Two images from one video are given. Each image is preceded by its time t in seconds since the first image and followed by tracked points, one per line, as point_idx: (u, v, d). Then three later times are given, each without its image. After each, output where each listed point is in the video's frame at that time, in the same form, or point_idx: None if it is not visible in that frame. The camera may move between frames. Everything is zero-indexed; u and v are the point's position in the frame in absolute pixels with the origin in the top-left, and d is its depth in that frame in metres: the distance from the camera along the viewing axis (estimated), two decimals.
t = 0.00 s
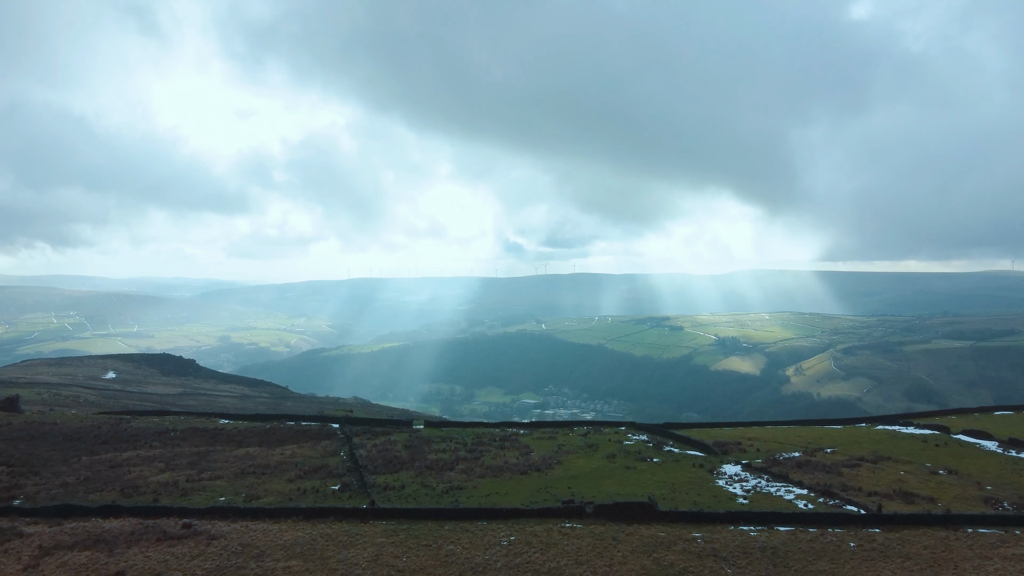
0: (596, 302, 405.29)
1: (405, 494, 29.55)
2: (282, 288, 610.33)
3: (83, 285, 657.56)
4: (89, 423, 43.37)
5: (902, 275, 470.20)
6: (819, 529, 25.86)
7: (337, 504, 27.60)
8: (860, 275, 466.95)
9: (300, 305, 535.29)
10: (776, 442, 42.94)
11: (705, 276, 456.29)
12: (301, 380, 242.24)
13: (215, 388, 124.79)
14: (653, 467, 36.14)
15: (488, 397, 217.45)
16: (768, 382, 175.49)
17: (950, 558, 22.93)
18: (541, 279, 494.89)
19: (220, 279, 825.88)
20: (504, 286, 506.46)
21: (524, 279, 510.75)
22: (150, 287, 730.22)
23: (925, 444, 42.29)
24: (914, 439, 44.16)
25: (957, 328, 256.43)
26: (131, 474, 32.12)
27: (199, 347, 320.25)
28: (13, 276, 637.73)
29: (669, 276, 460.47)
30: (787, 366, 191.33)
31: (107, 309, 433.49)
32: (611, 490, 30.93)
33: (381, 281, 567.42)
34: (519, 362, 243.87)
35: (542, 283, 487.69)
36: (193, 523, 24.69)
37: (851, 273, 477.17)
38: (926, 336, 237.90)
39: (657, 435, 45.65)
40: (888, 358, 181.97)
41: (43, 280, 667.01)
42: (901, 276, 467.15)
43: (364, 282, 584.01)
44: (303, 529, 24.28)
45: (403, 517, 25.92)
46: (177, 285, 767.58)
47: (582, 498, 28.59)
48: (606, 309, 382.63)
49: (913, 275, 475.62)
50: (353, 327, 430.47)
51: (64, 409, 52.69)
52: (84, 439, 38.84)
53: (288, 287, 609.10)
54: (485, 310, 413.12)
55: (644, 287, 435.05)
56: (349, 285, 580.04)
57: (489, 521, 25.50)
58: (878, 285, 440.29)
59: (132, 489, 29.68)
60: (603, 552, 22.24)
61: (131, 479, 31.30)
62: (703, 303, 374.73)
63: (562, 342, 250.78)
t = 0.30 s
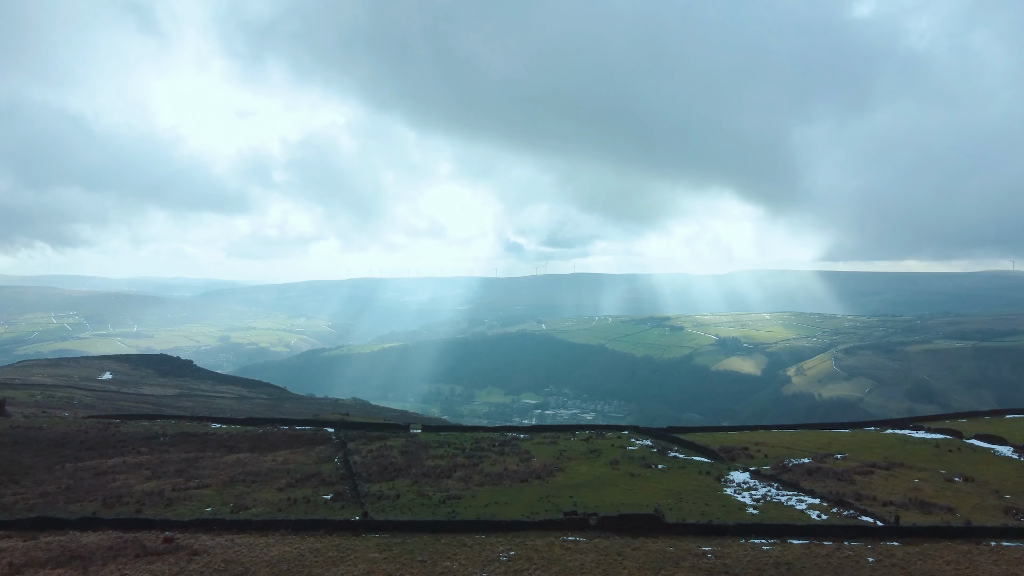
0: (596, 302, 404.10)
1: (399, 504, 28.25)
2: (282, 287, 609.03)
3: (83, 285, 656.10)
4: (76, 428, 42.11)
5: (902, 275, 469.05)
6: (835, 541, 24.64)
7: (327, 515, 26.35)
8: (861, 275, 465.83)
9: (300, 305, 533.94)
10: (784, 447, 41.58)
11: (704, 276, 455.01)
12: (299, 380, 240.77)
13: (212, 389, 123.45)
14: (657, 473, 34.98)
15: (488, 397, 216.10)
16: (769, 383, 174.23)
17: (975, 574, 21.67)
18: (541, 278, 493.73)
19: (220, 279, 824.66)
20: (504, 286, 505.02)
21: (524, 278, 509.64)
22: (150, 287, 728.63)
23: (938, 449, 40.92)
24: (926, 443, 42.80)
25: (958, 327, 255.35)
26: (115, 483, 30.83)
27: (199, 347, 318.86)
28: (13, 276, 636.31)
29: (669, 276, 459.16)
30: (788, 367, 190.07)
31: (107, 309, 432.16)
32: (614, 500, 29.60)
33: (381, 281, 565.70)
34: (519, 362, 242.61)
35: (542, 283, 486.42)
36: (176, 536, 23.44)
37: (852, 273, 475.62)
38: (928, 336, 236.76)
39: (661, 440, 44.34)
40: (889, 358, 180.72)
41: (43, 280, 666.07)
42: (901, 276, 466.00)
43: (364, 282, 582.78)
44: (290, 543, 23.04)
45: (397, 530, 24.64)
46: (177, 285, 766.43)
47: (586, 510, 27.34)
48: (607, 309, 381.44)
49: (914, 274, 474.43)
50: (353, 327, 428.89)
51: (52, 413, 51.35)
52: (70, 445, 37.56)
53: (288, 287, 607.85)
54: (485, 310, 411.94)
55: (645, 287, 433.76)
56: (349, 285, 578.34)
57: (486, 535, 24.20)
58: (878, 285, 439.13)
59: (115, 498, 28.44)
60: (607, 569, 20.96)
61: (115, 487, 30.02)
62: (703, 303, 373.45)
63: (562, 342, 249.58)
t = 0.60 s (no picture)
0: (596, 302, 402.56)
1: (393, 514, 27.03)
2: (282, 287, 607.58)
3: (84, 286, 654.41)
4: (62, 432, 40.93)
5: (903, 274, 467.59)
6: (852, 555, 23.39)
7: (320, 527, 25.02)
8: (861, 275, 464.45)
9: (300, 304, 532.37)
10: (793, 452, 40.32)
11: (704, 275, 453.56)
12: (299, 380, 239.16)
13: (209, 390, 122.46)
14: (661, 480, 33.76)
15: (488, 397, 214.90)
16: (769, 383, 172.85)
17: None
18: (541, 278, 492.35)
19: (221, 280, 823.73)
20: (504, 285, 503.88)
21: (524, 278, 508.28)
22: (150, 287, 727.26)
23: (952, 454, 39.54)
24: (939, 448, 41.48)
25: (959, 327, 253.92)
26: (97, 491, 29.58)
27: (198, 347, 317.47)
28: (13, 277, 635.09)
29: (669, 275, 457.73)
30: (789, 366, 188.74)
31: (107, 309, 430.80)
32: (617, 510, 28.33)
33: (381, 280, 564.06)
34: (519, 362, 241.29)
35: (542, 282, 484.98)
36: (155, 552, 22.14)
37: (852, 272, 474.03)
38: (929, 336, 235.34)
39: (665, 444, 43.06)
40: (890, 358, 179.31)
41: (43, 280, 664.88)
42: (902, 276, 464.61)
43: (364, 282, 581.59)
44: (278, 557, 21.87)
45: (390, 543, 23.40)
46: (177, 285, 765.15)
47: (589, 521, 26.07)
48: (606, 308, 380.13)
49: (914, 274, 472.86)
50: (352, 327, 427.36)
51: (40, 418, 50.00)
52: (55, 450, 36.32)
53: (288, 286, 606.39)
54: (485, 309, 410.63)
55: (644, 287, 432.20)
56: (349, 285, 576.79)
57: (485, 549, 22.89)
58: (879, 284, 437.71)
59: (96, 507, 27.19)
60: None
61: (97, 496, 28.77)
62: (704, 303, 371.97)
63: (562, 342, 248.41)
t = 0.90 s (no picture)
0: (597, 301, 400.91)
1: (387, 524, 25.80)
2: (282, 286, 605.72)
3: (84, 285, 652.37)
4: (47, 436, 39.67)
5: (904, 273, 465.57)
6: (871, 569, 22.20)
7: (308, 540, 23.71)
8: (862, 273, 462.61)
9: (300, 303, 530.68)
10: (802, 456, 39.03)
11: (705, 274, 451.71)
12: (298, 379, 237.80)
13: (206, 389, 121.28)
14: (667, 486, 32.49)
15: (488, 396, 213.75)
16: (771, 382, 171.59)
17: None
18: (541, 277, 490.56)
19: (221, 279, 821.90)
20: (504, 284, 502.28)
21: (524, 276, 506.44)
22: (151, 286, 725.20)
23: (965, 458, 38.29)
24: (951, 451, 40.23)
25: (961, 325, 252.63)
26: (79, 498, 28.39)
27: (197, 346, 316.11)
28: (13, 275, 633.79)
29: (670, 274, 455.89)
30: (790, 365, 187.46)
31: (107, 308, 429.20)
32: (622, 519, 27.11)
33: (381, 279, 562.47)
34: (519, 361, 240.00)
35: (542, 281, 483.18)
36: (133, 567, 20.88)
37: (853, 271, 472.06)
38: (930, 335, 233.96)
39: (669, 448, 41.79)
40: (891, 357, 178.01)
41: (43, 279, 662.79)
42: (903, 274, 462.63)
43: (364, 280, 579.84)
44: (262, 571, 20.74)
45: (382, 557, 22.16)
46: (178, 283, 762.83)
47: (592, 531, 24.89)
48: (607, 307, 378.56)
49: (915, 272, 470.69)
50: (352, 325, 425.89)
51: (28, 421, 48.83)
52: (38, 455, 35.07)
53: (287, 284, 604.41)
54: (485, 308, 409.14)
55: (645, 286, 430.51)
56: (349, 284, 575.33)
57: (481, 564, 21.66)
58: (880, 283, 436.04)
59: (77, 517, 26.00)
60: None
61: (78, 504, 27.55)
62: (705, 302, 370.31)
63: (562, 341, 247.16)
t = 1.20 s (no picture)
0: (597, 296, 399.66)
1: (380, 532, 24.52)
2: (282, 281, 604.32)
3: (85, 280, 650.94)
4: (32, 435, 38.43)
5: (905, 267, 463.68)
6: None
7: (296, 550, 22.38)
8: (863, 268, 460.81)
9: (300, 298, 529.51)
10: (811, 457, 37.81)
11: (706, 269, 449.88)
12: (298, 374, 236.96)
13: (204, 386, 120.14)
14: (673, 489, 31.28)
15: (488, 391, 212.95)
16: (772, 377, 170.55)
17: None
18: (542, 272, 488.80)
19: (222, 274, 820.64)
20: (505, 279, 500.92)
21: (524, 272, 504.80)
22: (151, 281, 723.69)
23: (980, 459, 37.00)
24: (965, 451, 38.93)
25: (962, 321, 251.23)
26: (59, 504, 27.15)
27: (197, 341, 315.21)
28: (13, 271, 632.33)
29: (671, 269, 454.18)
30: (791, 360, 186.37)
31: (106, 303, 427.92)
32: (627, 526, 25.83)
33: (381, 273, 561.05)
34: (519, 356, 238.94)
35: (543, 276, 481.60)
36: None
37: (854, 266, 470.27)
38: (931, 330, 232.70)
39: (674, 449, 40.51)
40: (892, 352, 176.82)
41: (43, 274, 661.22)
42: (904, 268, 460.74)
43: (364, 275, 578.32)
44: None
45: (373, 568, 20.95)
46: (178, 279, 760.93)
47: (596, 539, 23.64)
48: (608, 303, 377.22)
49: (917, 266, 468.68)
50: (352, 321, 424.79)
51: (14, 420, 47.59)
52: (19, 457, 33.77)
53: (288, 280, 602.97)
54: (485, 303, 407.82)
55: (646, 281, 428.97)
56: (349, 279, 574.14)
57: None
58: (881, 278, 434.36)
59: (56, 523, 24.79)
60: None
61: (57, 510, 26.25)
62: (705, 297, 368.96)
63: (563, 336, 246.08)
